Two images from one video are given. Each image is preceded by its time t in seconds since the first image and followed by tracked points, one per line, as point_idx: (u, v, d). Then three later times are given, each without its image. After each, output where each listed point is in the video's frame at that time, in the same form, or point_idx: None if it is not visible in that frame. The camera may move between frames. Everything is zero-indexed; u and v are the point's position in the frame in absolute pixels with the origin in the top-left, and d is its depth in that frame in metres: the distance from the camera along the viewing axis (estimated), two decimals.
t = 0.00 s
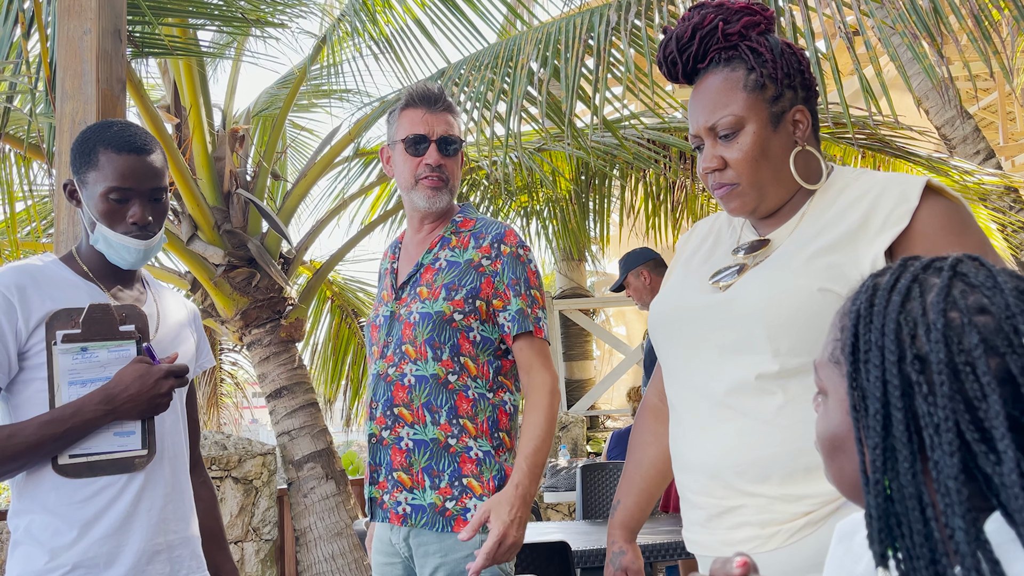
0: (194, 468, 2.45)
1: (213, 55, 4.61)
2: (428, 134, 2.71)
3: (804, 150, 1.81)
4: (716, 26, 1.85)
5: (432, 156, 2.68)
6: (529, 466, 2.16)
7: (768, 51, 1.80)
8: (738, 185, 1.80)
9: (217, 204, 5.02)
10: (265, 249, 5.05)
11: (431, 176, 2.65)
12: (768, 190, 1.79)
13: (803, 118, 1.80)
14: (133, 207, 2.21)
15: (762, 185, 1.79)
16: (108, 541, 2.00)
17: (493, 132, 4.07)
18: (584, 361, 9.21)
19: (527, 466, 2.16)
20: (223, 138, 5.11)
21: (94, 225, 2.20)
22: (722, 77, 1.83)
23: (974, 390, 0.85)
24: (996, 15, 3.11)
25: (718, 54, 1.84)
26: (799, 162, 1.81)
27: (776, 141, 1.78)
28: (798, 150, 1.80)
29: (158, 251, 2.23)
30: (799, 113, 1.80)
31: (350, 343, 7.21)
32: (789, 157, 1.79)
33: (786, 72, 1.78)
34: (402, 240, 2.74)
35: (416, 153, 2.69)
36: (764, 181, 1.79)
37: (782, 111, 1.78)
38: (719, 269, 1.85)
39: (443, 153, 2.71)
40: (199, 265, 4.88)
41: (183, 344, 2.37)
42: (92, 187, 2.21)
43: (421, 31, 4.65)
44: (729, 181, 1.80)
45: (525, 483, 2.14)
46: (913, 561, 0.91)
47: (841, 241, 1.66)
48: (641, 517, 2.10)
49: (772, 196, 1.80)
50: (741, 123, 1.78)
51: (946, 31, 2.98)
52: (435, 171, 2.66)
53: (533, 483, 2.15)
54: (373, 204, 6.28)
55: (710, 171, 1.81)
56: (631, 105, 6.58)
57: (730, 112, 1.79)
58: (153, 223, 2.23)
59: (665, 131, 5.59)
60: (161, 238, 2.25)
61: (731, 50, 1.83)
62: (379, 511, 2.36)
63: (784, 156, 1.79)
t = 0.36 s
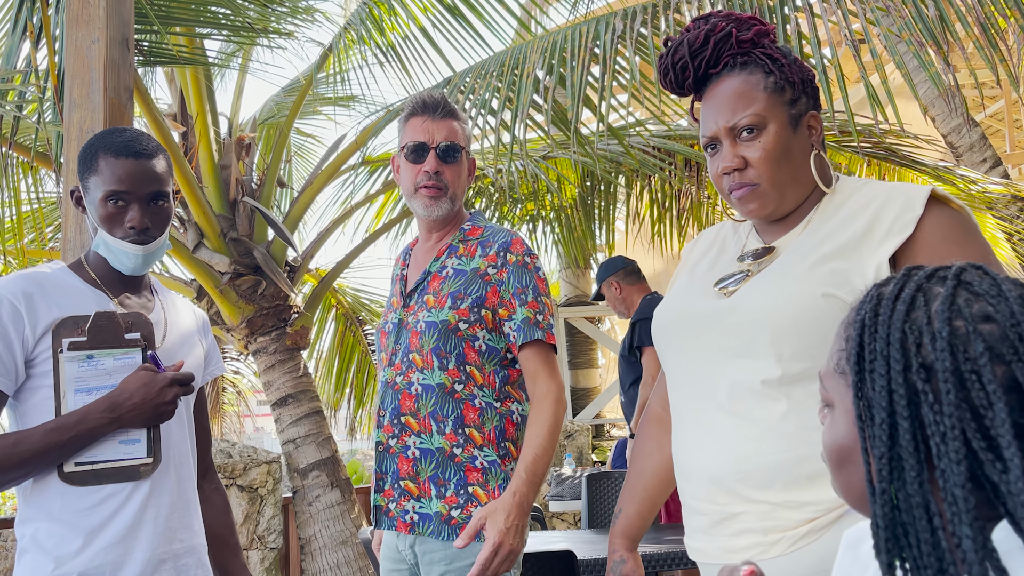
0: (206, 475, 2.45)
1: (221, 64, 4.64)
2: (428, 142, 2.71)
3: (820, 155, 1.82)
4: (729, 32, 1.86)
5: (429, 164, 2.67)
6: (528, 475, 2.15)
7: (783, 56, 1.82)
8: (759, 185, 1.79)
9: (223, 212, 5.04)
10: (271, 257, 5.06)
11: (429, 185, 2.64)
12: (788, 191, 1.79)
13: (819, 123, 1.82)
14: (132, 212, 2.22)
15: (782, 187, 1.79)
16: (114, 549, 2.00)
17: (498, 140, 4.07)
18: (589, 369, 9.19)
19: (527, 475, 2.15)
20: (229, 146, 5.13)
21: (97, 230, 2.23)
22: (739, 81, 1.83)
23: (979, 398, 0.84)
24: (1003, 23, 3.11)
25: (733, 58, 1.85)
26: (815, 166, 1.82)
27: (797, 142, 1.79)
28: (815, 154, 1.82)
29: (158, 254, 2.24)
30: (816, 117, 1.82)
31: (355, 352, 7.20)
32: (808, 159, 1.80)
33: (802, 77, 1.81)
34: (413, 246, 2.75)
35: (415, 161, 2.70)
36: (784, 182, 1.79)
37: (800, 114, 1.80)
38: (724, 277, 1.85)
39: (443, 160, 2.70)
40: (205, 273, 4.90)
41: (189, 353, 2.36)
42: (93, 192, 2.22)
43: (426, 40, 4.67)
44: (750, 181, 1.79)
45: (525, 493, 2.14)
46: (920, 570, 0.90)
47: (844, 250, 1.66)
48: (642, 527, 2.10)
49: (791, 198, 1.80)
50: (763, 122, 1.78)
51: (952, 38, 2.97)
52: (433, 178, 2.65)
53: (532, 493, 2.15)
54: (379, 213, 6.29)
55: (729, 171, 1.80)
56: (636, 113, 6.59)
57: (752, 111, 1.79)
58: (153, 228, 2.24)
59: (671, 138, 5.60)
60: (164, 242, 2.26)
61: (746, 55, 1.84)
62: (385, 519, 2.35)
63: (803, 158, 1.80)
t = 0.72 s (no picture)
0: (212, 482, 2.45)
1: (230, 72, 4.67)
2: (433, 151, 2.71)
3: (827, 159, 1.83)
4: (734, 38, 1.86)
5: (436, 174, 2.68)
6: (534, 490, 2.17)
7: (789, 61, 1.84)
8: (769, 189, 1.79)
9: (232, 218, 5.06)
10: (280, 263, 5.08)
11: (436, 195, 2.65)
12: (798, 195, 1.80)
13: (826, 128, 1.84)
14: (142, 218, 2.23)
15: (792, 190, 1.79)
16: (127, 555, 2.01)
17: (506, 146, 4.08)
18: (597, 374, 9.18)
19: (534, 489, 2.17)
20: (238, 153, 5.16)
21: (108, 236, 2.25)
22: (746, 85, 1.84)
23: (992, 402, 0.85)
24: (1012, 26, 3.10)
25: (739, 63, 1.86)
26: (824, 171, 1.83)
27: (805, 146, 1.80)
28: (823, 158, 1.83)
29: (170, 260, 2.25)
30: (822, 122, 1.83)
31: (363, 357, 7.21)
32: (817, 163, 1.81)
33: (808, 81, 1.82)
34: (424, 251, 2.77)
35: (421, 171, 2.70)
36: (794, 185, 1.80)
37: (808, 118, 1.81)
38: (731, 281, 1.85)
39: (449, 169, 2.70)
40: (214, 279, 4.92)
41: (202, 359, 2.37)
42: (104, 199, 2.24)
43: (434, 46, 4.69)
44: (761, 184, 1.79)
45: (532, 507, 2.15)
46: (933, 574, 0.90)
47: (851, 255, 1.65)
48: (648, 533, 2.10)
49: (801, 201, 1.80)
50: (772, 125, 1.79)
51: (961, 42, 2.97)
52: (440, 188, 2.65)
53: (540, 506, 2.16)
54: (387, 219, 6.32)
55: (740, 174, 1.80)
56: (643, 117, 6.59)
57: (761, 115, 1.80)
58: (164, 234, 2.25)
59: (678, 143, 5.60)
60: (175, 247, 2.27)
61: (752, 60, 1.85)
62: (395, 524, 2.36)
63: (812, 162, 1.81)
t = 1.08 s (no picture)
0: (223, 481, 2.46)
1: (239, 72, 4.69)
2: (440, 156, 2.71)
3: (826, 158, 1.81)
4: (733, 38, 1.86)
5: (444, 179, 2.68)
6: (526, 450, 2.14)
7: (787, 60, 1.80)
8: (764, 192, 1.79)
9: (242, 218, 5.07)
10: (290, 263, 5.09)
11: (445, 199, 2.65)
12: (794, 197, 1.79)
13: (826, 126, 1.80)
14: (161, 221, 2.24)
15: (788, 192, 1.79)
16: (141, 554, 2.01)
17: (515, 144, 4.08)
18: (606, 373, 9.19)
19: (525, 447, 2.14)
20: (248, 153, 5.17)
21: (126, 238, 2.25)
22: (744, 86, 1.82)
23: (1004, 399, 0.84)
24: None
25: (736, 64, 1.84)
26: (823, 170, 1.81)
27: (802, 147, 1.78)
28: (822, 157, 1.81)
29: (188, 263, 2.27)
30: (822, 120, 1.80)
31: (375, 356, 7.22)
32: (814, 163, 1.79)
33: (806, 80, 1.79)
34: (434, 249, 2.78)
35: (429, 176, 2.70)
36: (790, 187, 1.79)
37: (806, 118, 1.79)
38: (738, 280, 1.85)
39: (456, 173, 2.70)
40: (225, 279, 4.93)
41: (215, 361, 2.38)
42: (122, 201, 2.24)
43: (442, 45, 4.69)
44: (755, 188, 1.79)
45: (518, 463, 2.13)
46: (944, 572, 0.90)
47: (857, 256, 1.65)
48: (656, 530, 2.10)
49: (798, 203, 1.80)
50: (765, 128, 1.77)
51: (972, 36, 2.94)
52: (449, 193, 2.65)
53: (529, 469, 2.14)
54: (396, 218, 6.33)
55: (735, 178, 1.81)
56: (652, 115, 6.58)
57: (754, 118, 1.78)
58: (182, 237, 2.26)
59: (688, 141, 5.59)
60: (192, 250, 2.29)
61: (751, 60, 1.83)
62: (405, 522, 2.37)
63: (810, 162, 1.79)
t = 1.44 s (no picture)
0: (248, 477, 2.51)
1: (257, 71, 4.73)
2: (452, 160, 2.74)
3: (834, 157, 1.82)
4: (741, 38, 1.86)
5: (456, 182, 2.70)
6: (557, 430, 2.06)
7: (795, 60, 1.81)
8: (771, 193, 1.80)
9: (261, 216, 5.13)
10: (308, 259, 5.14)
11: (456, 202, 2.67)
12: (801, 197, 1.80)
13: (833, 126, 1.81)
14: (185, 224, 2.28)
15: (795, 193, 1.79)
16: (164, 549, 2.06)
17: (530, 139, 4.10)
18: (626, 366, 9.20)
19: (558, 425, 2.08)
20: (266, 151, 5.22)
21: (149, 241, 2.28)
22: (751, 87, 1.83)
23: (1011, 400, 0.85)
24: None
25: (744, 65, 1.85)
26: (830, 169, 1.82)
27: (808, 148, 1.79)
28: (829, 156, 1.81)
29: (211, 265, 2.31)
30: (829, 120, 1.81)
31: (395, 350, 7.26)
32: (821, 163, 1.80)
33: (813, 80, 1.79)
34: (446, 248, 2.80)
35: (442, 179, 2.73)
36: (797, 188, 1.79)
37: (812, 118, 1.79)
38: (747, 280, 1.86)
39: (468, 176, 2.72)
40: (245, 276, 4.99)
41: (236, 360, 2.42)
42: (145, 205, 2.29)
43: (457, 41, 4.70)
44: (763, 189, 1.80)
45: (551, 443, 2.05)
46: (952, 570, 0.91)
47: (863, 255, 1.65)
48: (671, 521, 2.12)
49: (805, 203, 1.81)
50: (772, 129, 1.78)
51: (990, 25, 2.91)
52: (461, 196, 2.67)
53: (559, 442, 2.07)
54: (415, 213, 6.36)
55: (743, 179, 1.81)
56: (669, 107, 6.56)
57: (761, 119, 1.79)
58: (205, 238, 2.30)
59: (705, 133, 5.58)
60: (213, 251, 2.33)
61: (759, 61, 1.84)
62: (419, 518, 2.41)
63: (817, 162, 1.80)
